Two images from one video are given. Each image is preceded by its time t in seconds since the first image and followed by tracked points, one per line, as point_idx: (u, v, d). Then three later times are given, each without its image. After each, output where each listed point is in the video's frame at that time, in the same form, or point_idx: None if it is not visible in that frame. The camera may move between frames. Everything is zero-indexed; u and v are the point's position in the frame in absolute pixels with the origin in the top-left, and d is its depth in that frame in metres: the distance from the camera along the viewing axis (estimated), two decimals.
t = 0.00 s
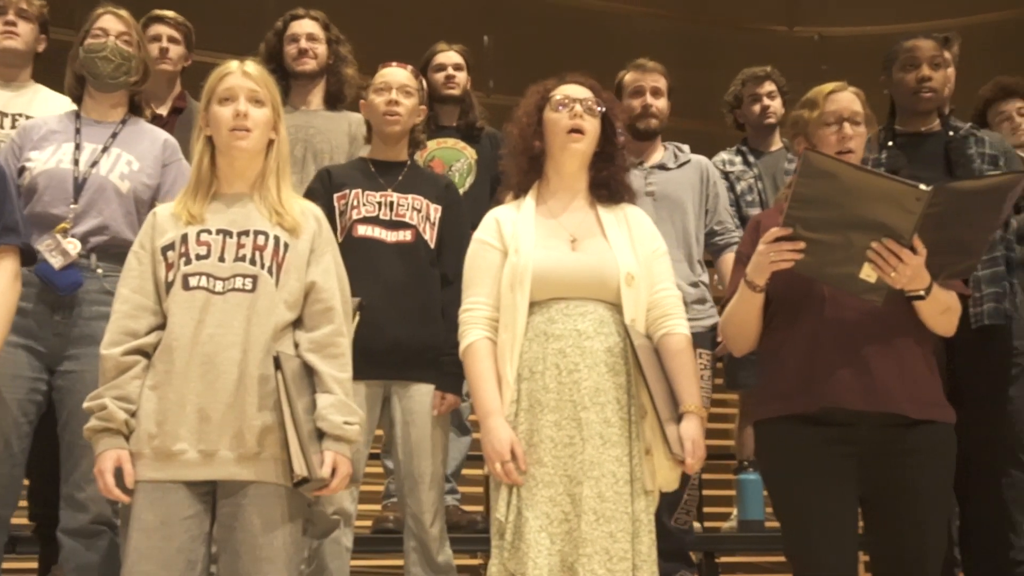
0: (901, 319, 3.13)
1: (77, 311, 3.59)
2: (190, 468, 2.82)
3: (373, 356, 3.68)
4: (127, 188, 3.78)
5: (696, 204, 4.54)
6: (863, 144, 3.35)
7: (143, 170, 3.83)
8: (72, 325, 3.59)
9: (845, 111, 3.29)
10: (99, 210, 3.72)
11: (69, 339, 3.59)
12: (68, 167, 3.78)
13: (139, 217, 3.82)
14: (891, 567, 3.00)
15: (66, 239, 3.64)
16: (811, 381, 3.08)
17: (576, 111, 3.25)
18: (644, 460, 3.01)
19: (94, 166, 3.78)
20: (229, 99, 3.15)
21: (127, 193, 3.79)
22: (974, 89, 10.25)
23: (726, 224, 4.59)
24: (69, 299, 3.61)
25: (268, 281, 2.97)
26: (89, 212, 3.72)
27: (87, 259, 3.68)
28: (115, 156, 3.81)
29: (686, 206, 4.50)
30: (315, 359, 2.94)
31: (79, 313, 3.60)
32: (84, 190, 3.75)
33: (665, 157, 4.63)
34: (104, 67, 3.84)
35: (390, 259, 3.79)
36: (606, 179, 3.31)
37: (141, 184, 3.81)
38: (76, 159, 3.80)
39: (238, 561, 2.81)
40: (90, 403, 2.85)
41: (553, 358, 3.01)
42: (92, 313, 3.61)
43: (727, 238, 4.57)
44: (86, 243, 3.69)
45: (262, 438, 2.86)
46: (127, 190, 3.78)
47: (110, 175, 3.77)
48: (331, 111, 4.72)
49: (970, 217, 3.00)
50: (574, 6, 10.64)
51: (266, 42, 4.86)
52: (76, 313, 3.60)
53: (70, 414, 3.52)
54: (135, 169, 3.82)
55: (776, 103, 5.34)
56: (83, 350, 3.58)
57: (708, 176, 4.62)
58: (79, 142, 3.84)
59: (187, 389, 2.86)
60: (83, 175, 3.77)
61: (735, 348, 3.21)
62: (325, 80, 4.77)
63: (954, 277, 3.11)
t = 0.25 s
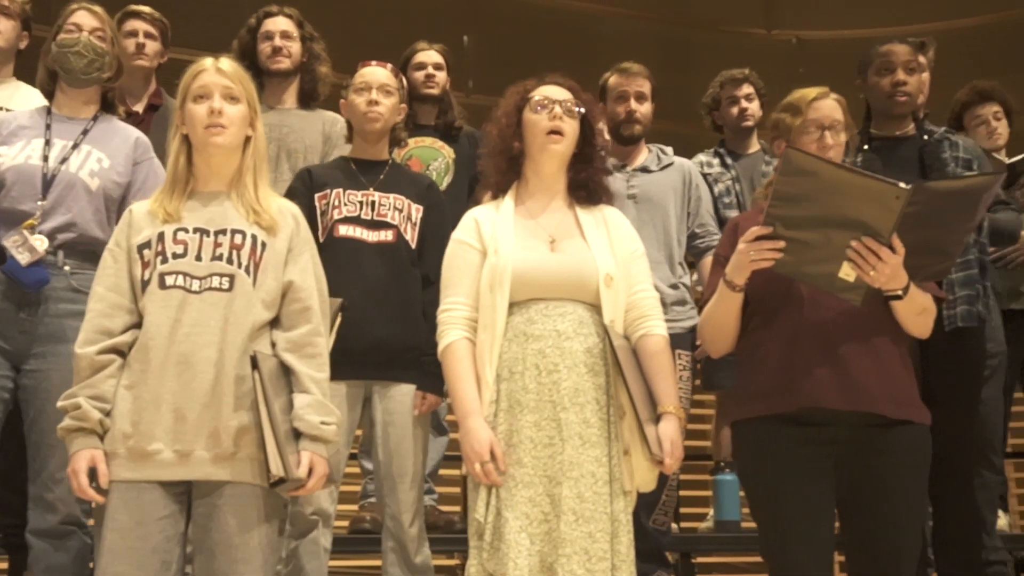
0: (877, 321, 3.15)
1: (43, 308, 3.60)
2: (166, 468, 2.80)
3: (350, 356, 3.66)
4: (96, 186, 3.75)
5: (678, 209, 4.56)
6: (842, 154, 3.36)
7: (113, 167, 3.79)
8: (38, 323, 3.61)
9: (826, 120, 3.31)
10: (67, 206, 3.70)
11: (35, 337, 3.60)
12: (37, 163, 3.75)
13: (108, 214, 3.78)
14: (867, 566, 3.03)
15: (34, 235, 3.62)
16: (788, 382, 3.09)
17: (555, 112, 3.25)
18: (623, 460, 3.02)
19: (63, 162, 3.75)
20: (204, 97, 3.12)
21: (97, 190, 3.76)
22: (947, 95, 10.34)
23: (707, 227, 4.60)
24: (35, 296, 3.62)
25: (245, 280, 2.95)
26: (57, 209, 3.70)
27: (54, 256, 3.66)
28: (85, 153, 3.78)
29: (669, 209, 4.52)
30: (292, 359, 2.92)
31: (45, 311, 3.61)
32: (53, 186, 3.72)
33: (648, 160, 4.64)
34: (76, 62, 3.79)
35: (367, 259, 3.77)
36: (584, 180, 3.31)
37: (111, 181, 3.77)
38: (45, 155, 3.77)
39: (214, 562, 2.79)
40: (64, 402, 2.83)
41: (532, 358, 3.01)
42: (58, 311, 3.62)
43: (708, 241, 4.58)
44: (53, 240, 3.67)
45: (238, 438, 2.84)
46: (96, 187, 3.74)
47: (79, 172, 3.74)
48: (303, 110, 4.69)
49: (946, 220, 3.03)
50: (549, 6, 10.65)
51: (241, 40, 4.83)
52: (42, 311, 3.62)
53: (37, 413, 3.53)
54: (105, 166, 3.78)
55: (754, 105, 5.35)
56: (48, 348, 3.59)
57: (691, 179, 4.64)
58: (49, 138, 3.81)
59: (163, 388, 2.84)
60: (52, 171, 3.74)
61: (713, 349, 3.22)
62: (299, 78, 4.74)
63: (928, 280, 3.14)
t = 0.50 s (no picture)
0: (854, 323, 3.17)
1: (11, 306, 3.57)
2: (140, 468, 2.77)
3: (326, 356, 3.65)
4: (66, 183, 3.72)
5: (661, 207, 4.58)
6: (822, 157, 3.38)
7: (84, 164, 3.77)
8: (7, 322, 3.57)
9: (806, 125, 3.33)
10: (37, 203, 3.67)
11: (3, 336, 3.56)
12: (6, 159, 3.72)
13: (79, 211, 3.76)
14: (842, 566, 3.04)
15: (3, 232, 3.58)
16: (766, 383, 3.11)
17: (536, 113, 3.25)
18: (601, 460, 3.02)
19: (33, 158, 3.73)
20: (181, 94, 3.10)
21: (67, 187, 3.74)
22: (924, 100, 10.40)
23: (689, 225, 4.63)
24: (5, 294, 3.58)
25: (223, 279, 2.93)
26: (27, 205, 3.67)
27: (23, 253, 3.63)
28: (55, 150, 3.76)
29: (652, 210, 4.54)
30: (269, 359, 2.91)
31: (14, 309, 3.58)
32: (22, 182, 3.69)
33: (629, 160, 4.66)
34: (46, 56, 3.76)
35: (344, 258, 3.76)
36: (563, 181, 3.31)
37: (82, 179, 3.75)
38: (15, 151, 3.74)
39: (189, 562, 2.77)
40: (38, 401, 2.80)
41: (511, 359, 3.01)
42: (28, 309, 3.58)
43: (690, 239, 4.60)
44: (23, 237, 3.64)
45: (214, 438, 2.82)
46: (66, 184, 3.72)
47: (50, 168, 3.72)
48: (276, 109, 4.66)
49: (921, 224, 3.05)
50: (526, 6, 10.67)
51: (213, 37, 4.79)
52: (11, 309, 3.58)
53: (7, 411, 3.50)
54: (76, 163, 3.76)
55: (732, 106, 5.37)
56: (17, 347, 3.55)
57: (672, 177, 4.66)
58: (19, 134, 3.78)
59: (138, 387, 2.82)
60: (22, 167, 3.71)
61: (691, 349, 3.23)
62: (272, 77, 4.70)
63: (905, 282, 3.16)
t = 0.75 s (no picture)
0: (830, 325, 3.18)
1: None
2: (115, 468, 2.75)
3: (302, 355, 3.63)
4: (37, 181, 3.68)
5: (637, 210, 4.58)
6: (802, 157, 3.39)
7: (55, 163, 3.74)
8: None
9: (786, 125, 3.34)
10: (7, 201, 3.63)
11: None
12: None
13: (50, 209, 3.72)
14: (818, 566, 3.05)
15: None
16: (743, 384, 3.12)
17: (516, 115, 3.25)
18: (579, 461, 3.02)
19: (4, 155, 3.69)
20: (158, 91, 3.07)
21: (38, 185, 3.70)
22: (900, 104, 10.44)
23: (668, 230, 4.60)
24: None
25: (199, 278, 2.91)
26: None
27: None
28: (26, 147, 3.72)
29: (629, 213, 4.55)
30: (245, 358, 2.89)
31: None
32: None
33: (608, 163, 4.68)
34: (17, 52, 3.77)
35: (321, 257, 3.74)
36: (543, 182, 3.31)
37: (53, 177, 3.71)
38: None
39: (163, 563, 2.75)
40: (11, 400, 2.77)
41: (490, 359, 3.00)
42: None
43: (668, 244, 4.57)
44: None
45: (190, 438, 2.80)
46: (37, 182, 3.68)
47: (21, 166, 3.68)
48: (246, 104, 4.64)
49: (899, 226, 3.07)
50: (503, 6, 10.69)
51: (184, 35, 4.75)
52: None
53: None
54: (47, 161, 3.72)
55: (711, 108, 5.39)
56: None
57: (651, 182, 4.65)
58: None
59: (113, 387, 2.79)
60: None
61: (669, 349, 3.24)
62: (243, 75, 4.66)
63: (881, 284, 3.18)
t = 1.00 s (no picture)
0: (808, 325, 3.19)
1: None
2: (90, 468, 2.72)
3: (279, 355, 3.61)
4: (9, 177, 3.64)
5: (615, 211, 4.59)
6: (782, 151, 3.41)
7: (27, 159, 3.70)
8: None
9: (768, 116, 3.35)
10: None
11: None
12: None
13: (20, 206, 3.68)
14: (794, 566, 3.06)
15: None
16: (721, 384, 3.12)
17: (496, 115, 3.24)
18: (557, 461, 3.02)
19: None
20: (136, 88, 3.05)
21: (9, 182, 3.65)
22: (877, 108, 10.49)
23: (642, 233, 4.61)
24: None
25: (176, 276, 2.89)
26: None
27: None
28: None
29: (605, 214, 4.55)
30: (223, 357, 2.87)
31: None
32: None
33: (587, 164, 4.68)
34: None
35: (299, 256, 3.72)
36: (522, 182, 3.31)
37: (24, 173, 3.67)
38: None
39: (139, 563, 2.72)
40: None
41: (469, 358, 2.99)
42: None
43: (643, 247, 4.58)
44: None
45: (167, 438, 2.78)
46: (8, 179, 3.63)
47: None
48: (217, 102, 4.61)
49: (876, 228, 3.08)
50: (481, 7, 10.68)
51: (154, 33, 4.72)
52: None
53: None
54: (18, 158, 3.68)
55: (692, 109, 5.39)
56: None
57: (629, 185, 4.67)
58: None
59: (89, 386, 2.77)
60: None
61: (648, 349, 3.24)
62: (214, 73, 4.62)
63: (859, 286, 3.19)
